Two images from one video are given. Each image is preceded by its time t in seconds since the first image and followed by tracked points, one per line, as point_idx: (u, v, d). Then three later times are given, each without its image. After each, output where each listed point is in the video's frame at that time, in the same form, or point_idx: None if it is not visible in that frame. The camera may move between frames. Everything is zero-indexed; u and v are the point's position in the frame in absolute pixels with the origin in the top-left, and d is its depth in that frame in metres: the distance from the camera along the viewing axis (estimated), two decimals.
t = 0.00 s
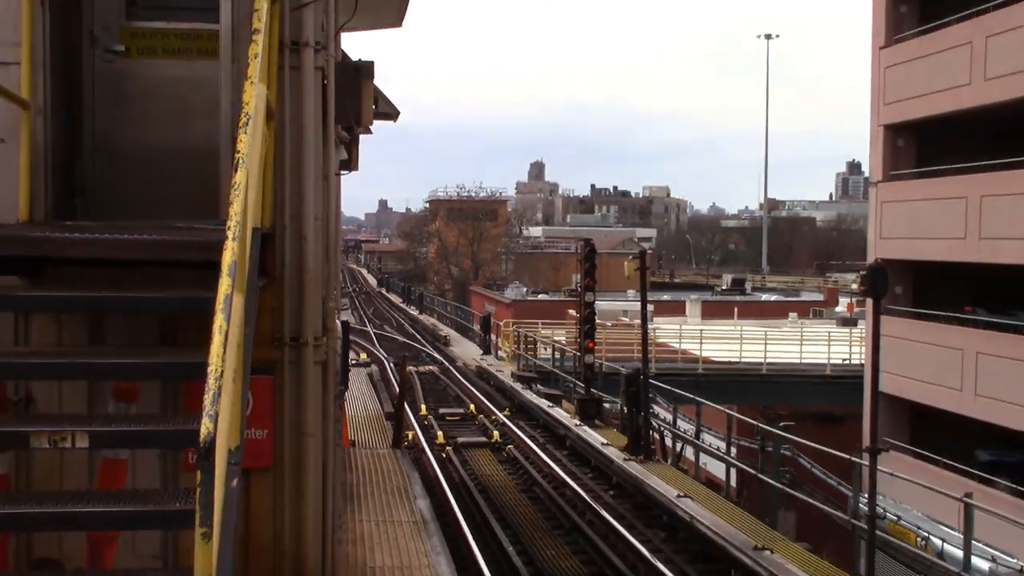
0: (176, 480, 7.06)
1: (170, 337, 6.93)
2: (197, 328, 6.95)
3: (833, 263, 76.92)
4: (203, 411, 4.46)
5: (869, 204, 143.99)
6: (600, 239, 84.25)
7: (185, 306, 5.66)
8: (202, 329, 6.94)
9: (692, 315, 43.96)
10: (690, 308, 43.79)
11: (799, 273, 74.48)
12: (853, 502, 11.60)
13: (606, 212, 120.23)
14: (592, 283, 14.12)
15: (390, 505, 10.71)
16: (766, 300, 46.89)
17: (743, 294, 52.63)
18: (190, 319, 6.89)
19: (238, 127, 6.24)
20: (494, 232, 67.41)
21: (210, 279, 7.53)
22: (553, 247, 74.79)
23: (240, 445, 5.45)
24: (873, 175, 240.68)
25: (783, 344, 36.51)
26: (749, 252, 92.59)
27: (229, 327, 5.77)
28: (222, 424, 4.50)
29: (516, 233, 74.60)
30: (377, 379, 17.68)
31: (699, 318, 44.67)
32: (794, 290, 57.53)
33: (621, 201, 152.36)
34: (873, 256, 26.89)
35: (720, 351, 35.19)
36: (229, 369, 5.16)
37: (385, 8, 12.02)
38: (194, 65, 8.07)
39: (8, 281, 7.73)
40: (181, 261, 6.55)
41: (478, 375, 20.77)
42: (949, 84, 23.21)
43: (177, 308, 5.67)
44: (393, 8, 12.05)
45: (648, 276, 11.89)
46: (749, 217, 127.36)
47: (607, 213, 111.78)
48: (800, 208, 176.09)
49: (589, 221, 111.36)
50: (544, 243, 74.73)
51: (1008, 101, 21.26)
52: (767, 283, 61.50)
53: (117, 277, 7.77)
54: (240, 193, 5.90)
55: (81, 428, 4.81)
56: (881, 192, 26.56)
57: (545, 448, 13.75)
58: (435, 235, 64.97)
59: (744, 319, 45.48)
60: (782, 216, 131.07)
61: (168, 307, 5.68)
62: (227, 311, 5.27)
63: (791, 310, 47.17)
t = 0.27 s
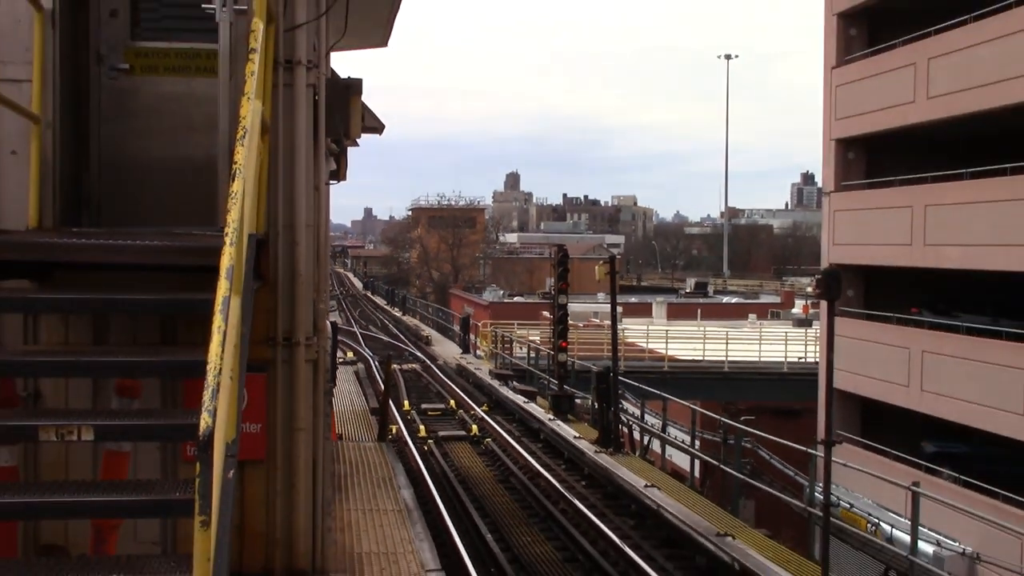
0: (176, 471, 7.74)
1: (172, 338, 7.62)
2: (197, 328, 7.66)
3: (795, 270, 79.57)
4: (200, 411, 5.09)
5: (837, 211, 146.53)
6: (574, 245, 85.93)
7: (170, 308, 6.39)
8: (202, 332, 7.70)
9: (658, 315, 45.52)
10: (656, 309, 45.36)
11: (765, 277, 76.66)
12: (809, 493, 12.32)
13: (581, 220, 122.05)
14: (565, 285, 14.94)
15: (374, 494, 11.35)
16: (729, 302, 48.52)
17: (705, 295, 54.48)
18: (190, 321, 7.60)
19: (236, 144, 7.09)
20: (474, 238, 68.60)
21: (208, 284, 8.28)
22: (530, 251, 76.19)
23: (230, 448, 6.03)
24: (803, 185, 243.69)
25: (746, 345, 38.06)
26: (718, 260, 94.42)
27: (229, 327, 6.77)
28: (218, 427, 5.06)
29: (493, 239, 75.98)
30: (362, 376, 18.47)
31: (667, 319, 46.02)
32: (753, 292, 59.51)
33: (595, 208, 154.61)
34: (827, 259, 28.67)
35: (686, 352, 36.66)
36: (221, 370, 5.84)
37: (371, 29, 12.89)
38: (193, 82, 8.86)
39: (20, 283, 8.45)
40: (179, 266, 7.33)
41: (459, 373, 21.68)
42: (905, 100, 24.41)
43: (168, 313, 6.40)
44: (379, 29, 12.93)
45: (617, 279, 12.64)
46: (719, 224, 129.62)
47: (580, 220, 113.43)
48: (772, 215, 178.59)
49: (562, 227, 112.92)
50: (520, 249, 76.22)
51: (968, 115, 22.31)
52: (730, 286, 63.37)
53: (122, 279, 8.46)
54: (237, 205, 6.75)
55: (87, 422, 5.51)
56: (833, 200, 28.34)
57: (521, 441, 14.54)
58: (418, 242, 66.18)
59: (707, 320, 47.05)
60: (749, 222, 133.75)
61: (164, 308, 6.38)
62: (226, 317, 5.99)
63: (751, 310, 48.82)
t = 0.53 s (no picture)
0: (174, 473, 7.79)
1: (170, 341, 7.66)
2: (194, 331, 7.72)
3: (786, 273, 80.06)
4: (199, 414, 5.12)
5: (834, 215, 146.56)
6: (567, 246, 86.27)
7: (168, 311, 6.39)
8: (199, 334, 7.75)
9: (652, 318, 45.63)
10: (650, 311, 45.49)
11: (758, 280, 76.98)
12: (803, 495, 12.32)
13: (575, 223, 122.48)
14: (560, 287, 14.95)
15: (371, 496, 11.40)
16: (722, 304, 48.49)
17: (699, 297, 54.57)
18: (188, 323, 7.64)
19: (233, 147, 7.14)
20: (468, 241, 68.70)
21: (204, 287, 8.32)
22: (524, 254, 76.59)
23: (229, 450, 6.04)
24: (797, 187, 244.37)
25: (740, 347, 38.15)
26: (710, 263, 94.73)
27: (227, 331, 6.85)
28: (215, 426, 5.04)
29: (488, 242, 76.36)
30: (357, 378, 18.52)
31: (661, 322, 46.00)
32: (747, 294, 59.66)
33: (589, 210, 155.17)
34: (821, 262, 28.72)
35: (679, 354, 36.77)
36: (221, 372, 5.84)
37: (368, 34, 12.98)
38: (190, 85, 8.90)
39: (19, 286, 8.47)
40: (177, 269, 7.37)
41: (454, 375, 21.74)
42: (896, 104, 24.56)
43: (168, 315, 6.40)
44: (375, 34, 13.02)
45: (611, 282, 12.69)
46: (714, 227, 129.53)
47: (572, 223, 113.79)
48: (766, 217, 179.05)
49: (558, 230, 113.30)
50: (514, 251, 76.55)
51: (957, 119, 22.50)
52: (723, 287, 63.65)
53: (120, 282, 8.49)
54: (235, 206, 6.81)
55: (85, 425, 5.56)
56: (827, 203, 28.42)
57: (516, 443, 14.60)
58: (412, 244, 66.29)
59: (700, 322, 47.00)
60: (741, 224, 134.37)
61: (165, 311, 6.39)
62: (225, 321, 5.93)
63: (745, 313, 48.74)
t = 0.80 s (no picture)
0: (178, 478, 7.79)
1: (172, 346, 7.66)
2: (194, 335, 7.71)
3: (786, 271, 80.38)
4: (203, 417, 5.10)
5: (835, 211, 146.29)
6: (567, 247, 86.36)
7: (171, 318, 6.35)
8: (200, 340, 7.73)
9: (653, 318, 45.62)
10: (651, 312, 45.50)
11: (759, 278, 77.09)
12: (806, 494, 12.34)
13: (575, 223, 122.51)
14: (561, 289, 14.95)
15: (375, 499, 11.40)
16: (724, 304, 48.46)
17: (700, 297, 54.52)
18: (190, 329, 7.64)
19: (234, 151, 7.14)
20: (469, 243, 68.69)
21: (206, 292, 8.31)
22: (523, 255, 76.80)
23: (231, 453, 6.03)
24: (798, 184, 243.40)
25: (741, 346, 38.14)
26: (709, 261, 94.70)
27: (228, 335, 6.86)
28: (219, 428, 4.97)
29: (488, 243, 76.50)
30: (360, 381, 18.53)
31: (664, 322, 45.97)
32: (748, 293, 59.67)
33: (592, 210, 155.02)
34: (822, 260, 28.73)
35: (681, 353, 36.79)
36: (224, 378, 5.87)
37: (365, 38, 13.01)
38: (188, 91, 8.95)
39: (21, 293, 8.47)
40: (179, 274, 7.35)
41: (457, 377, 21.74)
42: (894, 102, 24.58)
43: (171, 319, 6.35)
44: (372, 38, 13.03)
45: (612, 282, 12.69)
46: (715, 227, 129.55)
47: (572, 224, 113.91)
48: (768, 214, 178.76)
49: (558, 232, 113.48)
50: (514, 253, 76.60)
51: (956, 116, 22.55)
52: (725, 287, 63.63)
53: (122, 287, 8.48)
54: (236, 210, 6.81)
55: (89, 431, 5.54)
56: (828, 202, 28.39)
57: (519, 445, 14.59)
58: (412, 247, 66.29)
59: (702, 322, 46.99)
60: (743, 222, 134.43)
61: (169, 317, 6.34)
62: (228, 326, 5.91)
63: (747, 313, 48.63)
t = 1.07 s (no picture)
0: (179, 480, 7.79)
1: (174, 348, 7.67)
2: (196, 337, 7.70)
3: (784, 271, 80.48)
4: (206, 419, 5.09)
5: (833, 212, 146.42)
6: (566, 249, 86.39)
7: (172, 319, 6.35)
8: (201, 342, 7.71)
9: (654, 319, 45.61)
10: (651, 312, 45.50)
11: (758, 279, 77.14)
12: (807, 495, 12.34)
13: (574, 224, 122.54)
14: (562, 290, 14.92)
15: (376, 501, 11.40)
16: (724, 304, 48.47)
17: (701, 298, 54.51)
18: (191, 331, 7.63)
19: (235, 153, 7.13)
20: (469, 245, 68.71)
21: (207, 295, 8.31)
22: (523, 256, 76.87)
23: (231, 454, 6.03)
24: (797, 185, 243.35)
25: (742, 347, 38.14)
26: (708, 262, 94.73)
27: (230, 337, 6.86)
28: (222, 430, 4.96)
29: (488, 244, 76.52)
30: (360, 383, 18.54)
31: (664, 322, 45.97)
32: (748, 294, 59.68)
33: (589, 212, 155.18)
34: (822, 261, 28.73)
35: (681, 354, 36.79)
36: (227, 380, 5.87)
37: (366, 39, 12.99)
38: (189, 93, 8.92)
39: (22, 296, 8.47)
40: (180, 276, 7.35)
41: (457, 379, 21.74)
42: (895, 102, 24.59)
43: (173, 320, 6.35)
44: (373, 39, 13.01)
45: (613, 284, 12.69)
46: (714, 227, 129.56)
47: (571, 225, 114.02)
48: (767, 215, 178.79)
49: (557, 233, 113.55)
50: (514, 254, 76.64)
51: (956, 117, 22.56)
52: (725, 288, 63.65)
53: (123, 289, 8.47)
54: (237, 212, 6.81)
55: (90, 433, 5.54)
56: (828, 202, 28.40)
57: (520, 446, 14.59)
58: (412, 249, 66.30)
59: (703, 322, 46.98)
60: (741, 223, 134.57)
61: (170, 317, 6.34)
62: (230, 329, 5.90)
63: (747, 314, 48.60)
